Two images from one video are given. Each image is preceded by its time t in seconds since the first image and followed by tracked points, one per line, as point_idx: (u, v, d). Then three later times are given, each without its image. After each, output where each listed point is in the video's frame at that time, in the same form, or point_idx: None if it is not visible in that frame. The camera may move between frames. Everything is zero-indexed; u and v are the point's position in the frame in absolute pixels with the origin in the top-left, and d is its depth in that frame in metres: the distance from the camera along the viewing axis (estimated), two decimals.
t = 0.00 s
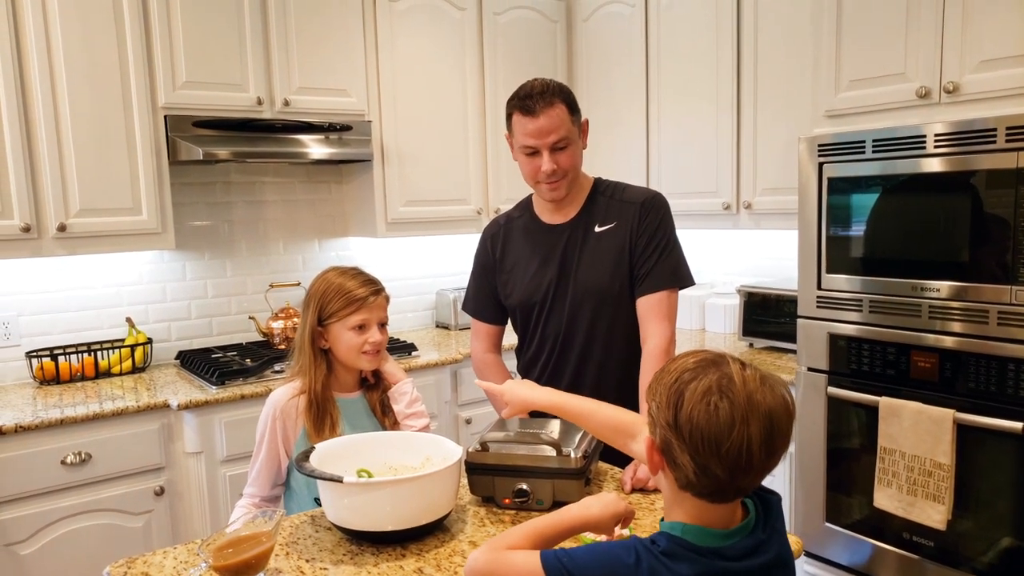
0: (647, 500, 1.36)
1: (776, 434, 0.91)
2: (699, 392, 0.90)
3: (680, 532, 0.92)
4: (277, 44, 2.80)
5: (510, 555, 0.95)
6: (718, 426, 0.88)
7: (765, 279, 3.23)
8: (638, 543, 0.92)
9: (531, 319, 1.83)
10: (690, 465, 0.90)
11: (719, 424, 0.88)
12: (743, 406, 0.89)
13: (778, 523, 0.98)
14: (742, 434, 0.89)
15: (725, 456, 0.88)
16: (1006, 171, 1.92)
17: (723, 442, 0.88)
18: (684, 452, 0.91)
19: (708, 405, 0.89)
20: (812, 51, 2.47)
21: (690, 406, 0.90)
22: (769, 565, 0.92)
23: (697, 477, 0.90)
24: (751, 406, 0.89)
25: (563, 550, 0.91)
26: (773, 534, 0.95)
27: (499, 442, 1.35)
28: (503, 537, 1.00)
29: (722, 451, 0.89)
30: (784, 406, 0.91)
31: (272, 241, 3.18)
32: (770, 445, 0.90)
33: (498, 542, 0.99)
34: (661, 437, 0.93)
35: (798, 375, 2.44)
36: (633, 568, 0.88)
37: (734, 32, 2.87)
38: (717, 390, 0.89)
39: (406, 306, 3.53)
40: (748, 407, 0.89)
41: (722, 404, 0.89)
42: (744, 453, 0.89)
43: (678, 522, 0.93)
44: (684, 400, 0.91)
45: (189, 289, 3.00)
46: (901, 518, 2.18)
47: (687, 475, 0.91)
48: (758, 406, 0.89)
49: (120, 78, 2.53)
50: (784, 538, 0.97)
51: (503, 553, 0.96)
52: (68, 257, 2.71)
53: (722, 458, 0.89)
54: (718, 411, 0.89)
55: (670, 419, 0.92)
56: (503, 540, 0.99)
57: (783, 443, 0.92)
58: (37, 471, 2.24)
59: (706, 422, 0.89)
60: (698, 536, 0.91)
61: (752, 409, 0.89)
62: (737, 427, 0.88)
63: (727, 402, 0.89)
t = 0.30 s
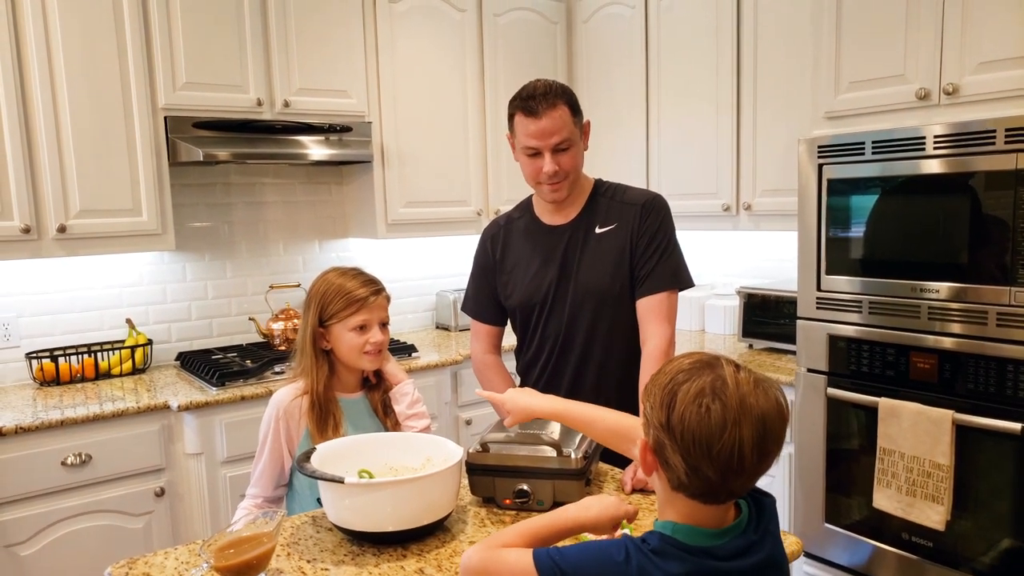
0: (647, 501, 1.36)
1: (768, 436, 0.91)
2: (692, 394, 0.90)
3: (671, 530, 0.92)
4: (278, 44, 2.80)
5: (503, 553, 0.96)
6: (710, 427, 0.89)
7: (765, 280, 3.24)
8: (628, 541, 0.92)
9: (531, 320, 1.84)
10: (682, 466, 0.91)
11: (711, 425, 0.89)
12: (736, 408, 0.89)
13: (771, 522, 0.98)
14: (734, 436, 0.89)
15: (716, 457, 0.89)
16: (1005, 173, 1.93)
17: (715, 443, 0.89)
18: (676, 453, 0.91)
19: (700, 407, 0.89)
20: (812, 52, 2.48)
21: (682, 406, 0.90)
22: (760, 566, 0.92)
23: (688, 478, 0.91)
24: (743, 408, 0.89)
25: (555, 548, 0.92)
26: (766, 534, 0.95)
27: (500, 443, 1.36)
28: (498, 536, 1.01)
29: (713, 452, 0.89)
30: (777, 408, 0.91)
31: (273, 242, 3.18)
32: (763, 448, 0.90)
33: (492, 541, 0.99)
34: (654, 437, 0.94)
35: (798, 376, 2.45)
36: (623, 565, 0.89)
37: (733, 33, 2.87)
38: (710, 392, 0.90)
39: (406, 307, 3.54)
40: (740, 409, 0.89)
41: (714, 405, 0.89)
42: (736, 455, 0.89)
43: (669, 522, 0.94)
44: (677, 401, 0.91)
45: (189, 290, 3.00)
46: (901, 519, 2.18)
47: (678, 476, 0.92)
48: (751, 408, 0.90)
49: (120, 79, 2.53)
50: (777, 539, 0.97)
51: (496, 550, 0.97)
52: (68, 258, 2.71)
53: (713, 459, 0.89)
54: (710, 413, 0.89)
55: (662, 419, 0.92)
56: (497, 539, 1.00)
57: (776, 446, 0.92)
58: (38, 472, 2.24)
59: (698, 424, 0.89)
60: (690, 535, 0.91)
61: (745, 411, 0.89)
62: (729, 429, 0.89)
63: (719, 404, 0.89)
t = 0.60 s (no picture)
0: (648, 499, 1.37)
1: (752, 426, 0.91)
2: (675, 388, 0.91)
3: (660, 531, 0.92)
4: (279, 42, 2.80)
5: None
6: (694, 420, 0.89)
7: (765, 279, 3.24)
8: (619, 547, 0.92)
9: (532, 319, 1.83)
10: (671, 462, 0.91)
11: (696, 418, 0.89)
12: (718, 399, 0.89)
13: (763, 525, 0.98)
14: (719, 428, 0.89)
15: (704, 449, 0.89)
16: (1007, 173, 1.93)
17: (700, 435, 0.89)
18: (665, 449, 0.91)
19: (684, 400, 0.90)
20: (813, 52, 2.48)
21: (667, 402, 0.91)
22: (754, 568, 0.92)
23: (678, 473, 0.91)
24: (725, 399, 0.90)
25: None
26: (758, 537, 0.96)
27: (500, 441, 1.35)
28: None
29: (701, 444, 0.89)
30: (758, 398, 0.92)
31: (273, 241, 3.18)
32: (748, 438, 0.91)
33: None
34: (641, 437, 0.94)
35: (798, 375, 2.44)
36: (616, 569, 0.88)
37: (734, 32, 2.87)
38: (691, 385, 0.90)
39: (406, 306, 3.54)
40: (722, 399, 0.90)
41: (697, 397, 0.90)
42: (723, 447, 0.89)
43: (660, 522, 0.94)
44: (660, 398, 0.91)
45: (189, 288, 3.00)
46: (901, 519, 2.18)
47: (668, 472, 0.92)
48: (733, 397, 0.90)
49: (121, 77, 2.53)
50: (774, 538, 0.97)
51: None
52: (69, 256, 2.71)
53: (700, 451, 0.89)
54: (694, 405, 0.89)
55: (647, 417, 0.92)
56: None
57: (761, 436, 0.92)
58: (38, 470, 2.24)
59: (683, 417, 0.89)
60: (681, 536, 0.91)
61: (727, 402, 0.90)
62: (713, 420, 0.89)
63: (702, 396, 0.90)
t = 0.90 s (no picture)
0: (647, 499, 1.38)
1: (734, 405, 0.98)
2: (666, 388, 0.95)
3: (657, 538, 0.93)
4: (281, 40, 2.80)
5: None
6: (695, 411, 0.94)
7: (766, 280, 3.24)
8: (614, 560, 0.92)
9: (533, 319, 1.83)
10: (683, 460, 0.94)
11: (696, 408, 0.94)
12: (706, 386, 0.95)
13: (759, 533, 0.97)
14: (716, 412, 0.95)
15: (709, 434, 0.94)
16: (1008, 175, 1.93)
17: (703, 424, 0.94)
18: (674, 450, 0.94)
19: (679, 396, 0.94)
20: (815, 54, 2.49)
21: (664, 402, 0.94)
22: None
23: (692, 469, 0.94)
24: (710, 385, 0.96)
25: None
26: (755, 544, 0.95)
27: (501, 440, 1.36)
28: None
29: (706, 431, 0.94)
30: (726, 380, 1.00)
31: (274, 239, 3.18)
32: (735, 417, 0.98)
33: None
34: (645, 448, 0.95)
35: (798, 376, 2.44)
36: None
37: (736, 33, 2.87)
38: (680, 380, 0.95)
39: (407, 304, 3.54)
40: (709, 385, 0.96)
41: (690, 388, 0.95)
42: (722, 429, 0.95)
43: (656, 530, 0.94)
44: (655, 402, 0.94)
45: (190, 285, 3.00)
46: (900, 520, 2.18)
47: (681, 472, 0.94)
48: (713, 380, 0.97)
49: (122, 74, 2.53)
50: (775, 557, 0.96)
51: None
52: (69, 253, 2.71)
53: (706, 438, 0.94)
54: (691, 397, 0.94)
55: (647, 424, 0.94)
56: None
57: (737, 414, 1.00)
58: (38, 467, 2.24)
59: (684, 412, 0.93)
60: (676, 543, 0.92)
61: (713, 387, 0.96)
62: (710, 405, 0.95)
63: (693, 386, 0.95)
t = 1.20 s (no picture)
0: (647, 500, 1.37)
1: (714, 404, 1.00)
2: (645, 389, 0.96)
3: (649, 547, 0.93)
4: (279, 40, 2.79)
5: None
6: (676, 410, 0.95)
7: (765, 280, 3.24)
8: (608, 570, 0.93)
9: (533, 319, 1.83)
10: (670, 460, 0.94)
11: (677, 407, 0.95)
12: (685, 385, 0.97)
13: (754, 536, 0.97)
14: (697, 410, 0.96)
15: (693, 432, 0.95)
16: (1006, 174, 1.93)
17: (685, 422, 0.95)
18: (659, 451, 0.94)
19: (659, 397, 0.95)
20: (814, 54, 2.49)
21: (645, 403, 0.95)
22: None
23: (678, 468, 0.94)
24: (688, 384, 0.98)
25: None
26: (750, 547, 0.95)
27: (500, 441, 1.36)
28: None
29: (689, 429, 0.95)
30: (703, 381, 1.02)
31: (273, 239, 3.18)
32: (716, 416, 0.99)
33: None
34: (630, 452, 0.95)
35: (797, 376, 2.44)
36: None
37: (735, 32, 2.87)
38: (657, 381, 0.97)
39: (406, 304, 3.53)
40: (687, 384, 0.98)
41: (669, 388, 0.96)
42: (705, 427, 0.96)
43: (647, 539, 0.94)
44: (635, 405, 0.96)
45: (188, 286, 3.00)
46: (899, 519, 2.18)
47: (668, 473, 0.94)
48: (691, 380, 0.99)
49: (121, 73, 2.53)
50: (771, 558, 0.95)
51: None
52: (67, 253, 2.71)
53: (690, 437, 0.95)
54: (670, 397, 0.95)
55: (630, 427, 0.95)
56: None
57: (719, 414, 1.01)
58: (36, 468, 2.24)
59: (665, 411, 0.95)
60: (668, 551, 0.92)
61: (691, 386, 0.98)
62: (691, 404, 0.96)
63: (671, 386, 0.96)
